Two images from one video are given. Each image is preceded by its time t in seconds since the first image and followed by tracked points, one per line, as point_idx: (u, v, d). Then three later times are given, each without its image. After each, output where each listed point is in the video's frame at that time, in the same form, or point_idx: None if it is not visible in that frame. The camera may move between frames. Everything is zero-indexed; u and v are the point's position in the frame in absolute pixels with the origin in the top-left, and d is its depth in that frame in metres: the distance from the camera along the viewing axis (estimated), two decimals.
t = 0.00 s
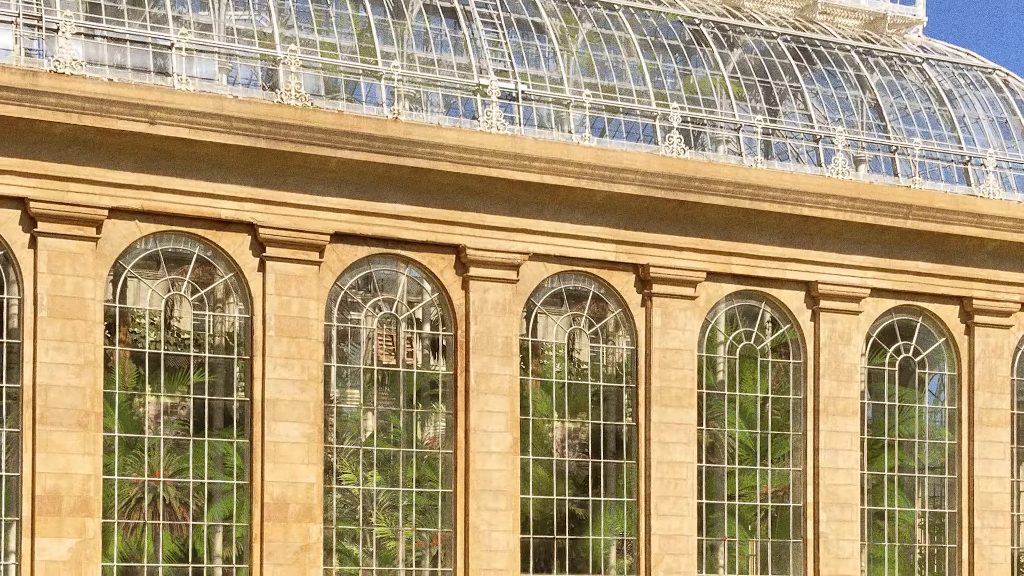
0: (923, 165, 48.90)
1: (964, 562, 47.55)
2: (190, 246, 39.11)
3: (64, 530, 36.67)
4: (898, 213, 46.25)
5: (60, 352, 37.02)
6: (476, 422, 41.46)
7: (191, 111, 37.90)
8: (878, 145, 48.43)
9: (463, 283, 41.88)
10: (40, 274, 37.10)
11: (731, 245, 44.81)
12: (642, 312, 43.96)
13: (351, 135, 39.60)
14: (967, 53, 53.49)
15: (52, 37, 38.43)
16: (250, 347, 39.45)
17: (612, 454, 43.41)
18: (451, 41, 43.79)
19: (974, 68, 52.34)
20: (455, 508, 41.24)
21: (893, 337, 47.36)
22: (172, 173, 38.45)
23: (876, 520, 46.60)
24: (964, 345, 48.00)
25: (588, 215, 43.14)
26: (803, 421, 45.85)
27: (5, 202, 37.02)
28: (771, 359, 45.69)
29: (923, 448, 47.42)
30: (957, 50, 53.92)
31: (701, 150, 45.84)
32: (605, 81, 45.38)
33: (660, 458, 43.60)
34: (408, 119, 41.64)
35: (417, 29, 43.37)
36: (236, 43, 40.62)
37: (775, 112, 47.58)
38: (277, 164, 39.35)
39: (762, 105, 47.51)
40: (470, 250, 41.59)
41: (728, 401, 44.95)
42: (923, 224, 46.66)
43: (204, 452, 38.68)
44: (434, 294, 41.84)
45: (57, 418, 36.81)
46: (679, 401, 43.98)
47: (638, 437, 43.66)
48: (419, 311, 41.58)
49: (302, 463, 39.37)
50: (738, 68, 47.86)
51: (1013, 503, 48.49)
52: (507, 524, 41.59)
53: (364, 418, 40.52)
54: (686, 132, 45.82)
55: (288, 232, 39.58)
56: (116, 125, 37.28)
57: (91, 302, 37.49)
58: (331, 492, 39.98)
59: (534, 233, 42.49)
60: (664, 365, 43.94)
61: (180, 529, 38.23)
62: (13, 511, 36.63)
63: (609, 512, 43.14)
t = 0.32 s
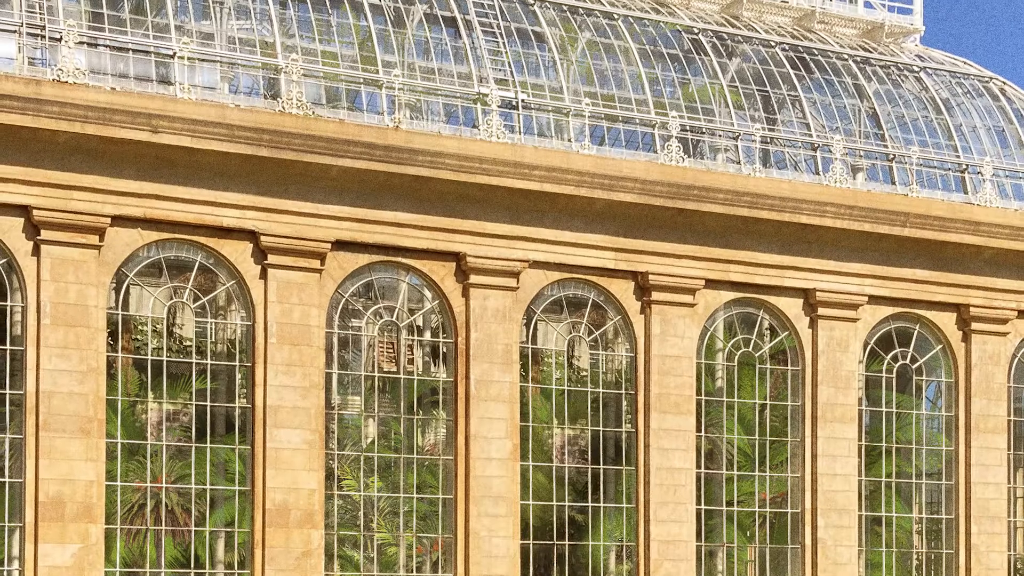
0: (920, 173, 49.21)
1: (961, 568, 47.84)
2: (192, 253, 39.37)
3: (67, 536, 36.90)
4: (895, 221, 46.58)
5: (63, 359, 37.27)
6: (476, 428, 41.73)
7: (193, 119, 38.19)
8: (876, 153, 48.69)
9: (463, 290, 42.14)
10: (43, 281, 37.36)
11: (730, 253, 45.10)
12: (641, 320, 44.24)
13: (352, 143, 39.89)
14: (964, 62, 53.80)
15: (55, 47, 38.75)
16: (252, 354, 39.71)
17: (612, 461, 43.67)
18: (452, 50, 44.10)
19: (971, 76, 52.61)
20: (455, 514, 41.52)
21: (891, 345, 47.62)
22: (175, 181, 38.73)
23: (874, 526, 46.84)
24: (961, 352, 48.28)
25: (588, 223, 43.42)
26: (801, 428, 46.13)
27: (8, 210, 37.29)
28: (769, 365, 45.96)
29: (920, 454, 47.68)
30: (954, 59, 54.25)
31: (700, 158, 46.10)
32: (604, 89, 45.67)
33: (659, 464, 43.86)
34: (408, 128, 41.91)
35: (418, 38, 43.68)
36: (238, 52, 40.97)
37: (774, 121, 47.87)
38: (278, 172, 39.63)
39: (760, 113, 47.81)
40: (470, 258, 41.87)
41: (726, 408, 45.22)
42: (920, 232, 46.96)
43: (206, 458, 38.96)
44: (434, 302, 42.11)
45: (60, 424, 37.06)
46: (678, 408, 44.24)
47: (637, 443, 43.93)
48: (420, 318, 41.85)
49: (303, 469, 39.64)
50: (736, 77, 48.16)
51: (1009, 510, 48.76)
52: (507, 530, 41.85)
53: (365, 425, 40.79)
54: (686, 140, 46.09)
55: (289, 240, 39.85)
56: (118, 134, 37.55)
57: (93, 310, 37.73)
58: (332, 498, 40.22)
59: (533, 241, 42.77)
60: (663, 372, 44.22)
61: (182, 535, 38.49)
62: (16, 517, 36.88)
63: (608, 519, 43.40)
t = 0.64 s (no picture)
0: (917, 181, 49.52)
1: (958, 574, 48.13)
2: (194, 261, 39.64)
3: (70, 542, 37.18)
4: (893, 229, 46.83)
5: (66, 366, 37.52)
6: (476, 435, 41.99)
7: (195, 128, 38.45)
8: (873, 162, 49.07)
9: (464, 297, 42.42)
10: (46, 289, 37.64)
11: (728, 261, 45.38)
12: (640, 327, 44.54)
13: (353, 152, 40.17)
14: (961, 71, 54.11)
15: (58, 56, 39.07)
16: (254, 361, 39.99)
17: (611, 467, 43.95)
18: (452, 59, 44.40)
19: (968, 86, 52.97)
20: (455, 520, 41.81)
21: (889, 352, 47.90)
22: (177, 189, 39.00)
23: (871, 531, 47.13)
24: (958, 359, 48.58)
25: (587, 230, 43.70)
26: (799, 434, 46.42)
27: (12, 217, 37.58)
28: (767, 373, 46.27)
29: (917, 460, 47.99)
30: (951, 67, 54.54)
31: (699, 166, 46.36)
32: (603, 98, 46.00)
33: (658, 470, 44.14)
34: (409, 136, 42.18)
35: (418, 47, 44.00)
36: (240, 61, 41.26)
37: (772, 129, 48.26)
38: (280, 180, 39.91)
39: (758, 122, 48.15)
40: (470, 266, 42.15)
41: (725, 414, 45.47)
42: (918, 239, 47.24)
43: (208, 465, 39.23)
44: (435, 309, 42.39)
45: (63, 431, 37.32)
46: (677, 415, 44.52)
47: (636, 449, 44.22)
48: (420, 326, 42.14)
49: (304, 475, 39.91)
50: (735, 86, 48.46)
51: (1006, 516, 49.04)
52: (507, 536, 42.11)
53: (366, 431, 41.05)
54: (685, 149, 46.38)
55: (291, 248, 40.13)
56: (121, 142, 37.82)
57: (96, 317, 38.00)
58: (334, 504, 40.50)
59: (533, 248, 43.05)
60: (662, 379, 44.50)
61: (185, 540, 38.78)
62: (20, 523, 37.15)
63: (608, 524, 43.69)
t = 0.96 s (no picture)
0: (915, 190, 49.79)
1: None
2: (196, 269, 39.92)
3: (73, 548, 37.46)
4: (890, 237, 47.14)
5: (69, 373, 37.81)
6: (476, 441, 42.28)
7: (197, 136, 38.76)
8: (871, 170, 49.37)
9: (464, 305, 42.70)
10: (49, 296, 37.89)
11: (727, 268, 45.67)
12: (639, 334, 44.82)
13: (354, 160, 40.47)
14: (958, 80, 54.42)
15: (60, 65, 39.24)
16: (256, 368, 40.27)
17: (611, 473, 44.22)
18: (452, 68, 44.71)
19: (965, 94, 53.28)
20: (456, 526, 42.09)
21: (886, 359, 48.20)
22: (179, 198, 39.28)
23: (869, 537, 47.41)
24: (955, 366, 48.88)
25: (587, 238, 43.98)
26: (798, 441, 46.68)
27: (15, 225, 37.85)
28: (766, 380, 46.54)
29: (914, 467, 48.28)
30: (948, 76, 54.86)
31: (697, 175, 46.73)
32: (603, 107, 46.31)
33: (657, 477, 44.44)
34: (410, 145, 42.48)
35: (419, 56, 44.32)
36: (242, 70, 41.56)
37: (770, 138, 48.52)
38: (282, 189, 40.21)
39: (757, 131, 48.49)
40: (470, 273, 42.44)
41: (724, 421, 45.74)
42: (915, 247, 47.54)
43: (210, 471, 39.50)
44: (436, 316, 42.66)
45: (66, 437, 37.59)
46: (675, 421, 44.81)
47: (635, 456, 44.49)
48: (421, 333, 42.42)
49: (306, 482, 40.19)
50: (733, 95, 48.78)
51: (1003, 522, 49.33)
52: (507, 542, 42.38)
53: (368, 437, 41.33)
54: (683, 157, 46.70)
55: (292, 256, 40.43)
56: (124, 151, 38.12)
57: (99, 325, 38.28)
58: (335, 510, 40.77)
59: (533, 256, 43.35)
60: (661, 386, 44.78)
61: (187, 546, 39.01)
62: (23, 529, 37.38)
63: (608, 530, 43.97)
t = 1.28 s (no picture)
0: (911, 198, 50.16)
1: None
2: (198, 277, 40.22)
3: (76, 553, 37.73)
4: (888, 245, 47.42)
5: (72, 381, 38.09)
6: (476, 448, 42.53)
7: (199, 145, 39.02)
8: (869, 178, 49.67)
9: (464, 312, 42.99)
10: (53, 303, 38.19)
11: (725, 276, 45.96)
12: (638, 341, 45.11)
13: (356, 168, 40.74)
14: (956, 89, 54.75)
15: (64, 74, 39.52)
16: (257, 375, 40.58)
17: (610, 479, 44.48)
18: (453, 77, 45.03)
19: (962, 103, 53.57)
20: (456, 532, 42.37)
21: (884, 366, 48.49)
22: (181, 206, 39.57)
23: (866, 543, 47.70)
24: (952, 373, 49.15)
25: (586, 246, 44.28)
26: (796, 448, 46.96)
27: (19, 233, 38.14)
28: (764, 387, 46.84)
29: (912, 473, 48.56)
30: (946, 85, 55.18)
31: (696, 183, 47.07)
32: (602, 116, 46.62)
33: (656, 483, 44.70)
34: (410, 153, 42.78)
35: (420, 66, 44.64)
36: (244, 79, 41.85)
37: (768, 147, 48.78)
38: (283, 197, 40.49)
39: (755, 140, 48.80)
40: (470, 281, 42.73)
41: (722, 428, 46.03)
42: (912, 255, 47.83)
43: (212, 477, 39.79)
44: (436, 324, 42.97)
45: (69, 444, 37.88)
46: (675, 428, 45.08)
47: (634, 462, 44.76)
48: (421, 340, 42.71)
49: (307, 488, 40.45)
50: (732, 104, 49.11)
51: (1000, 528, 49.61)
52: (507, 548, 42.64)
53: (369, 444, 41.61)
54: (682, 166, 47.02)
55: (294, 263, 40.72)
56: (127, 159, 38.39)
57: (102, 332, 38.57)
58: (336, 516, 41.05)
59: (533, 264, 43.64)
60: (661, 393, 45.03)
61: (189, 552, 39.29)
62: (26, 534, 37.64)
63: (607, 536, 44.26)
